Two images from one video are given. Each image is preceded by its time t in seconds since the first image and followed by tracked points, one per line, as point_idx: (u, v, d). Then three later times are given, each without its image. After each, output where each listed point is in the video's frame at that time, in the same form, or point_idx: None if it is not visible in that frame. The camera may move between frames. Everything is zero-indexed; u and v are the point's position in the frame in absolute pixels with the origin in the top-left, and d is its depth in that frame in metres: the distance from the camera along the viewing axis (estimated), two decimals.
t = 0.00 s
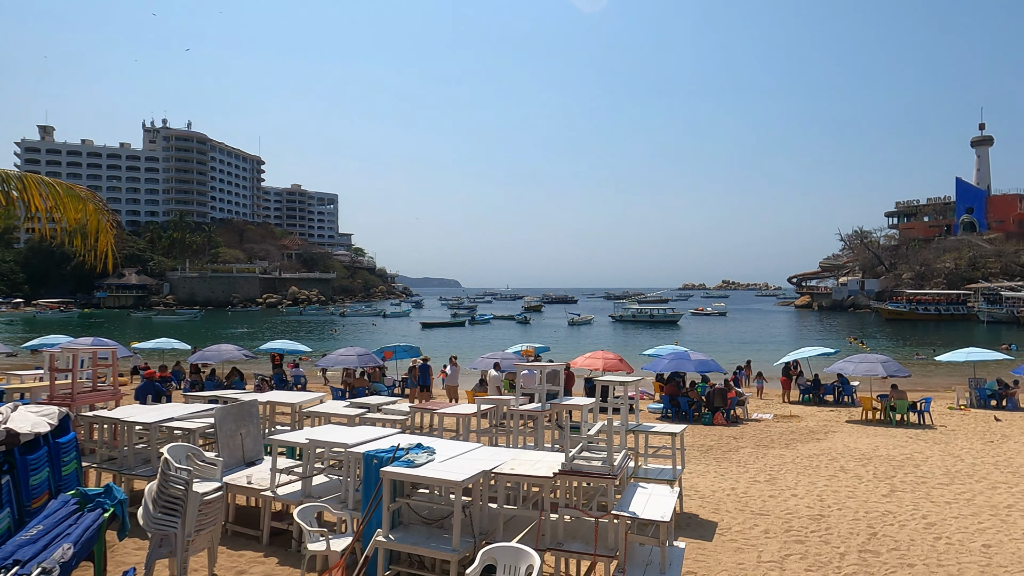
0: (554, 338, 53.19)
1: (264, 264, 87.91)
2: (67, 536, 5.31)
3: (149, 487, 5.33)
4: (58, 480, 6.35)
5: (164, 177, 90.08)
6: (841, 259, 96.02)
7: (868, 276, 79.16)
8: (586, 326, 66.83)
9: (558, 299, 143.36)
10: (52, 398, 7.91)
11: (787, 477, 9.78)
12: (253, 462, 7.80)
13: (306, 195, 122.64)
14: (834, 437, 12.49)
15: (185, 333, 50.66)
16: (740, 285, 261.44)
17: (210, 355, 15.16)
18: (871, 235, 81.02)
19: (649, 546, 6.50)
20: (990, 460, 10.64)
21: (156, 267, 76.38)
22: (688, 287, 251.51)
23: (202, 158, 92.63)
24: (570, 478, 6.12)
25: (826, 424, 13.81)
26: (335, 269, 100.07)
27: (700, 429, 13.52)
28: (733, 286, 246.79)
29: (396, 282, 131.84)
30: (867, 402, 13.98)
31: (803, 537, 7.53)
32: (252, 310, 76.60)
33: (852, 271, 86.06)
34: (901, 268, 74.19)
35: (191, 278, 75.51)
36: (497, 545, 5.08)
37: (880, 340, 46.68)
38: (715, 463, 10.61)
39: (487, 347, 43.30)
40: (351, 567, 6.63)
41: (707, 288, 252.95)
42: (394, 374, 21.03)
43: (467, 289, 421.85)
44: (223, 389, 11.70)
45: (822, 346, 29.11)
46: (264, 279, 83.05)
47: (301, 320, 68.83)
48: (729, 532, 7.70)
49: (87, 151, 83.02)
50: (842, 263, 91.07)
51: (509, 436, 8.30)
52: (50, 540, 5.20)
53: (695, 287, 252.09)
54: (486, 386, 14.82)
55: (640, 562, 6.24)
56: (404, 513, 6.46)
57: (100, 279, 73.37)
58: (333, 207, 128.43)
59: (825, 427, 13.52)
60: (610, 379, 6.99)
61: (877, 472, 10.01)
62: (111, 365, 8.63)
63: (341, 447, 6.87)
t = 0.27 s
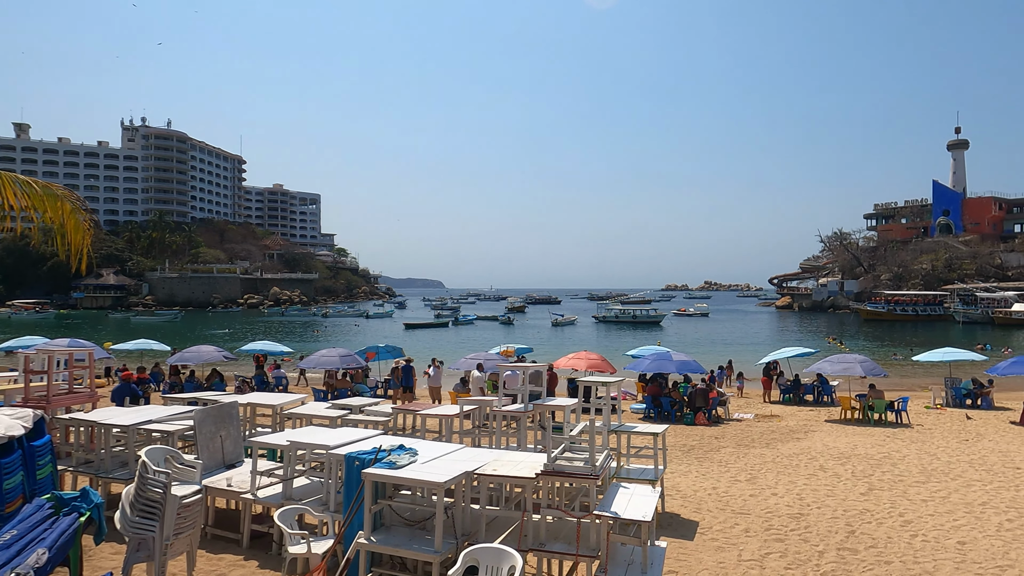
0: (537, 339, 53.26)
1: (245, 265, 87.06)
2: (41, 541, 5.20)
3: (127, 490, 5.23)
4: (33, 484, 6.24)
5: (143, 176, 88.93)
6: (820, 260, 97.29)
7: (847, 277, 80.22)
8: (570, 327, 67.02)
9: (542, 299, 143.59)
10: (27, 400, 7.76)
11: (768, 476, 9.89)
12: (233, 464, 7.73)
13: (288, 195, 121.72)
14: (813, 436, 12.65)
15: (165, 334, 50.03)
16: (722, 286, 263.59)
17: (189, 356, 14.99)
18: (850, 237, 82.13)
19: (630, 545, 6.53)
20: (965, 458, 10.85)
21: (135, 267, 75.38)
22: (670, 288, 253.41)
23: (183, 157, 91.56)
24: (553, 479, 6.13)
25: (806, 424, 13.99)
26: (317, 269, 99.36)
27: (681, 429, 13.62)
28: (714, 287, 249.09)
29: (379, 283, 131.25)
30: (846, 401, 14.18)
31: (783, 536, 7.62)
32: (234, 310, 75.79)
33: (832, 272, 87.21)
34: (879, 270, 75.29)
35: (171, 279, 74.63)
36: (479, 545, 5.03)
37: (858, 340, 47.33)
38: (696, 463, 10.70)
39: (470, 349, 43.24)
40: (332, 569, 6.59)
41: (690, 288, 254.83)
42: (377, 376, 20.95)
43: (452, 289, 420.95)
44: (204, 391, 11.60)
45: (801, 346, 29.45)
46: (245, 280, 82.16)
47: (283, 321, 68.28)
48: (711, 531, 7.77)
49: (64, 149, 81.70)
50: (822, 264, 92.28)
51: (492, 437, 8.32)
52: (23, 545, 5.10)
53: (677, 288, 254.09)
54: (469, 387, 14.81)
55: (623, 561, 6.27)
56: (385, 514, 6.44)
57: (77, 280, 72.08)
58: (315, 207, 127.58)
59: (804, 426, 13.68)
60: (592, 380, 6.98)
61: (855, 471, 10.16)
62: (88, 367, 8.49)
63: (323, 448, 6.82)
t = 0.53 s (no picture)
0: (521, 340, 53.29)
1: (227, 265, 86.13)
2: (17, 546, 5.10)
3: (105, 492, 5.16)
4: (8, 487, 6.11)
5: (122, 175, 87.73)
6: (802, 261, 98.42)
7: (827, 278, 81.17)
8: (554, 327, 67.16)
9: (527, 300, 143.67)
10: (2, 402, 7.61)
11: (749, 476, 9.99)
12: (214, 467, 7.66)
13: (271, 194, 120.68)
14: (794, 435, 12.80)
15: (144, 335, 49.40)
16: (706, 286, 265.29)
17: (170, 357, 14.83)
18: (830, 238, 83.15)
19: (613, 545, 6.56)
20: (942, 457, 11.03)
21: (114, 267, 74.38)
22: (654, 289, 254.77)
23: (163, 156, 90.44)
24: (537, 479, 6.14)
25: (787, 423, 14.16)
26: (300, 270, 98.57)
27: (664, 429, 13.72)
28: (698, 288, 250.75)
29: (363, 284, 130.47)
30: (826, 401, 14.36)
31: (764, 534, 7.70)
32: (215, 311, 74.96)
33: (813, 274, 88.23)
34: (860, 271, 76.26)
35: (151, 279, 73.74)
36: (463, 546, 5.00)
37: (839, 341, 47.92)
38: (679, 463, 10.78)
39: (454, 349, 43.19)
40: (314, 571, 6.55)
41: (674, 289, 256.33)
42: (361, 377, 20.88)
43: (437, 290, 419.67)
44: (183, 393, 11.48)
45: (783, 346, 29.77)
46: (227, 281, 81.09)
47: (265, 322, 67.64)
48: (693, 531, 7.83)
49: (42, 147, 80.42)
50: (804, 266, 93.32)
51: (476, 437, 8.32)
52: None
53: (661, 288, 255.49)
54: (452, 388, 14.80)
55: (606, 562, 6.29)
56: (368, 516, 6.41)
57: (54, 280, 70.98)
58: (299, 207, 126.61)
59: (785, 426, 13.84)
60: (576, 380, 6.99)
61: (835, 470, 10.30)
62: (65, 369, 8.35)
63: (305, 450, 6.77)
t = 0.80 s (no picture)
0: (506, 340, 53.31)
1: (209, 265, 85.17)
2: None
3: (84, 497, 5.04)
4: None
5: (103, 174, 86.52)
6: (785, 262, 99.43)
7: (810, 279, 82.04)
8: (539, 328, 67.24)
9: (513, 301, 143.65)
10: None
11: (732, 475, 10.07)
12: (196, 469, 7.58)
13: (255, 194, 119.63)
14: (777, 435, 12.92)
15: (124, 336, 48.77)
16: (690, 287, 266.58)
17: (151, 359, 14.66)
18: (813, 240, 84.05)
19: (598, 545, 6.57)
20: (921, 456, 11.21)
21: (94, 267, 73.37)
22: (638, 290, 255.91)
23: (144, 155, 89.31)
24: (521, 480, 6.14)
25: (770, 423, 14.29)
26: (283, 270, 97.76)
27: (648, 429, 13.80)
28: (682, 288, 252.11)
29: (347, 284, 129.70)
30: (808, 401, 14.51)
31: (747, 533, 7.77)
32: (197, 312, 74.08)
33: (796, 275, 89.19)
34: (841, 272, 77.19)
35: (131, 279, 72.81)
36: (447, 547, 4.96)
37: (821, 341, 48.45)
38: (663, 463, 10.85)
39: (439, 350, 43.10)
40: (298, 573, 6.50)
41: (658, 290, 257.61)
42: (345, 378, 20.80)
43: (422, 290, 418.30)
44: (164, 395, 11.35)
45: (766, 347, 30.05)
46: (208, 281, 79.23)
47: (248, 323, 67.01)
48: (676, 530, 7.88)
49: (20, 145, 79.10)
50: (786, 267, 94.30)
51: (460, 438, 8.30)
52: None
53: (646, 289, 256.58)
54: (437, 389, 14.77)
55: (590, 561, 6.30)
56: (352, 518, 6.37)
57: (32, 281, 69.90)
58: (282, 206, 125.63)
59: (768, 426, 13.98)
60: (561, 381, 7.00)
61: (817, 469, 10.42)
62: (43, 370, 8.19)
63: (288, 452, 6.71)
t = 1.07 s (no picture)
0: (492, 341, 53.32)
1: (192, 265, 84.28)
2: None
3: (63, 500, 4.98)
4: None
5: (83, 172, 85.32)
6: (769, 263, 100.39)
7: (793, 280, 82.86)
8: (526, 328, 67.30)
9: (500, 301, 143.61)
10: None
11: (717, 474, 10.15)
12: (179, 471, 7.50)
13: (239, 193, 118.57)
14: (761, 435, 13.04)
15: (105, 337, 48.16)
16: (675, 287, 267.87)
17: (132, 360, 14.48)
18: (796, 241, 84.91)
19: (583, 545, 6.58)
20: (902, 455, 11.36)
21: (75, 267, 72.36)
22: (624, 290, 256.88)
23: (126, 153, 88.17)
24: (507, 480, 6.14)
25: (754, 423, 14.41)
26: (267, 270, 96.98)
27: (634, 430, 13.86)
28: (668, 288, 253.40)
29: (333, 285, 128.95)
30: (792, 401, 14.65)
31: (731, 532, 7.83)
32: (180, 313, 73.27)
33: (779, 275, 90.04)
34: (824, 273, 78.02)
35: (112, 279, 71.93)
36: (432, 548, 4.93)
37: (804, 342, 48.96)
38: (648, 462, 10.91)
39: (425, 351, 42.97)
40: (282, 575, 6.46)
41: (644, 290, 258.81)
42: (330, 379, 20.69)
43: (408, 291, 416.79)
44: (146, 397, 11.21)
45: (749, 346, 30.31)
46: (191, 281, 78.63)
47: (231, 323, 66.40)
48: (661, 529, 7.93)
49: None
50: (770, 268, 95.17)
51: (446, 439, 8.29)
52: None
53: (632, 290, 257.71)
54: (423, 390, 14.74)
55: (575, 561, 6.31)
56: (337, 520, 6.34)
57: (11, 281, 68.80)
58: (267, 206, 124.64)
59: (752, 425, 14.10)
60: (547, 381, 7.01)
61: (800, 468, 10.52)
62: (21, 371, 8.06)
63: (272, 453, 6.66)
